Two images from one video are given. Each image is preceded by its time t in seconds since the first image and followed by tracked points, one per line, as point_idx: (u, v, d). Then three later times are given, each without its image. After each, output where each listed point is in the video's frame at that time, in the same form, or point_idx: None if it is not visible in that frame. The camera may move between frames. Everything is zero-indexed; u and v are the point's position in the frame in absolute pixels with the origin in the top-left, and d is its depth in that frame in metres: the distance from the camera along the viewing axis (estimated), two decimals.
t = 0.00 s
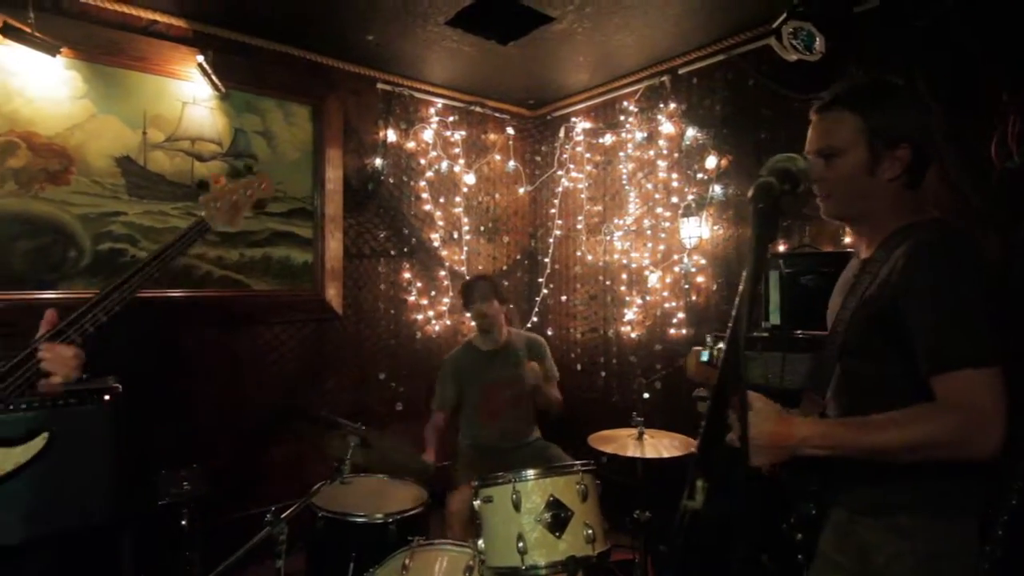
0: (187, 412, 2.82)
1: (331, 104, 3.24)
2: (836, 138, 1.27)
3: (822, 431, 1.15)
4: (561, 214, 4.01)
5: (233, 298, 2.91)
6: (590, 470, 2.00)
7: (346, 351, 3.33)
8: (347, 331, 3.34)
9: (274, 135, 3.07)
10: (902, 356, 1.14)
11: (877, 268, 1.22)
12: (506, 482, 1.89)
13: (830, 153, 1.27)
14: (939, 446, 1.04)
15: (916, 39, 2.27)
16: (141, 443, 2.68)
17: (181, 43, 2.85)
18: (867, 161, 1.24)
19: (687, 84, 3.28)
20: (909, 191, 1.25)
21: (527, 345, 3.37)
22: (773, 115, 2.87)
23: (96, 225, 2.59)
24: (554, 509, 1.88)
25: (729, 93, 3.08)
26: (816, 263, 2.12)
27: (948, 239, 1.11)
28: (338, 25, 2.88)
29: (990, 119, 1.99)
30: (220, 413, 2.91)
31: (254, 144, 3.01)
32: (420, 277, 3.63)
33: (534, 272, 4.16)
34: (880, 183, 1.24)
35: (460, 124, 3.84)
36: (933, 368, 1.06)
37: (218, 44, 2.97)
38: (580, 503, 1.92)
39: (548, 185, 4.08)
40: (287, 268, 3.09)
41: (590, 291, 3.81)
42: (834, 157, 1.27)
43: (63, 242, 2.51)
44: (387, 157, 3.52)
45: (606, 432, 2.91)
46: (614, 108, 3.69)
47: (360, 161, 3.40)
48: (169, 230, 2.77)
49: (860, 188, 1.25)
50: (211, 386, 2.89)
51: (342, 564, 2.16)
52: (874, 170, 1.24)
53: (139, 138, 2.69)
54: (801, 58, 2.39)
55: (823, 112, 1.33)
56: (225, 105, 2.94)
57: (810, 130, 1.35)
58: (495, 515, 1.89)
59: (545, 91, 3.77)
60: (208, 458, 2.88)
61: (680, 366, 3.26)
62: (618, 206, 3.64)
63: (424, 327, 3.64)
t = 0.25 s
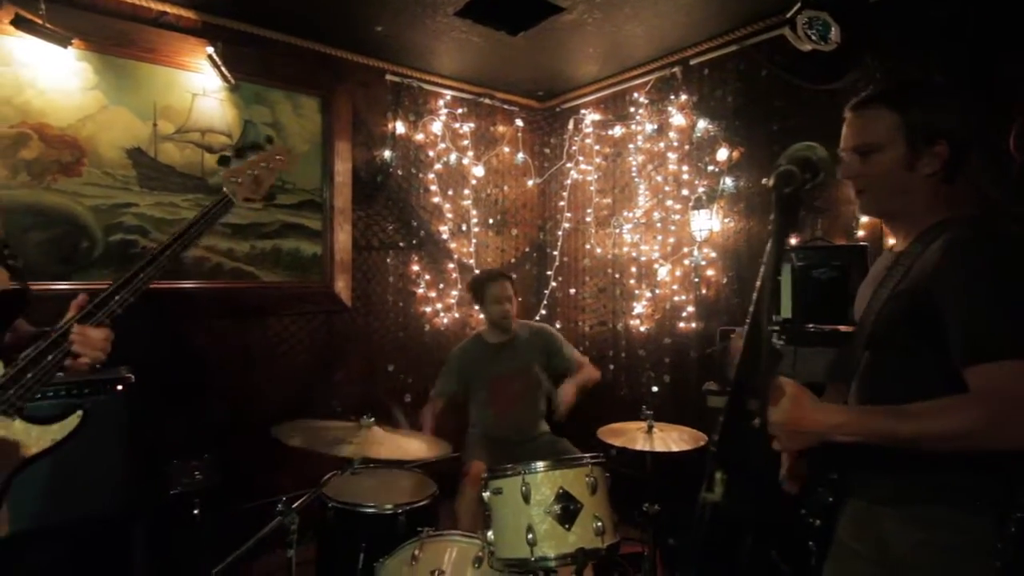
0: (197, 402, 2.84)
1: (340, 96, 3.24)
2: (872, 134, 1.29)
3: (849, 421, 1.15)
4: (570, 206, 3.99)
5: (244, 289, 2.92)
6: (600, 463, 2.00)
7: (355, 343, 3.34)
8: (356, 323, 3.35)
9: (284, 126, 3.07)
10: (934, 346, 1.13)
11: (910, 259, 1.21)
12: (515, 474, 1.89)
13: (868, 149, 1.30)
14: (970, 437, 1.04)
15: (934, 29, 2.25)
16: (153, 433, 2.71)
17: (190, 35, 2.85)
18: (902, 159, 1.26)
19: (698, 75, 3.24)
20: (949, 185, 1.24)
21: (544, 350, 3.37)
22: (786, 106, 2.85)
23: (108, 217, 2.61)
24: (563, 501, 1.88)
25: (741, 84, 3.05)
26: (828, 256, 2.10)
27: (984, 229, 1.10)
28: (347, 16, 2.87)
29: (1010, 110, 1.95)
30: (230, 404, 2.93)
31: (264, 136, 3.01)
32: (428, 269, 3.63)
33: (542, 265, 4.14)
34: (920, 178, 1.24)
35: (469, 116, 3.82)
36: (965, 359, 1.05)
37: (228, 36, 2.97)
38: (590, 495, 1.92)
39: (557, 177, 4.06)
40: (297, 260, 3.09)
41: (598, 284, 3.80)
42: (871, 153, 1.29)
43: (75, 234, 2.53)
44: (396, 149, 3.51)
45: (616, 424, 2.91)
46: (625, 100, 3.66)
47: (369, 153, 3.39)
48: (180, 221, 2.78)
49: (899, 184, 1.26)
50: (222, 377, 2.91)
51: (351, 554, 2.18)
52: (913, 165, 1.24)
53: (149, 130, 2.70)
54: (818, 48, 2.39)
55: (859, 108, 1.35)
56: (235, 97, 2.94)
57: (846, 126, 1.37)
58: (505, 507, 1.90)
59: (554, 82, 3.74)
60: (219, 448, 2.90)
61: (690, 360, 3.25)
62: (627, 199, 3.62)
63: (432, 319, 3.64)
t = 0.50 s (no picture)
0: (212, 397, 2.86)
1: (352, 93, 3.25)
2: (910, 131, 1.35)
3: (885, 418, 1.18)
4: (581, 203, 3.97)
5: (257, 285, 2.95)
6: (613, 459, 1.99)
7: (367, 339, 3.35)
8: (368, 319, 3.36)
9: (297, 123, 3.09)
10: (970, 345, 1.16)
11: (942, 254, 1.44)
12: (528, 470, 1.89)
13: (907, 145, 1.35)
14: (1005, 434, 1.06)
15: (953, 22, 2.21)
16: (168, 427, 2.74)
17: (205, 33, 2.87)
18: (940, 161, 1.53)
19: (712, 70, 3.21)
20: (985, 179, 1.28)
21: (555, 357, 3.37)
22: (801, 101, 2.83)
23: (124, 213, 2.63)
24: (576, 498, 1.87)
25: (756, 78, 3.02)
26: (844, 252, 2.07)
27: None
28: (359, 13, 2.87)
29: None
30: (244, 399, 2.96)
31: (277, 133, 3.03)
32: (439, 266, 3.63)
33: (553, 262, 4.13)
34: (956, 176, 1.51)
35: (480, 112, 3.82)
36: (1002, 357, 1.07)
37: (242, 34, 2.99)
38: (603, 492, 1.92)
39: (568, 173, 4.04)
40: (309, 256, 3.11)
41: (610, 281, 3.78)
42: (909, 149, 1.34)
43: (92, 230, 2.56)
44: (408, 146, 3.52)
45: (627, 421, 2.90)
46: (636, 95, 3.63)
47: (381, 150, 3.40)
48: (194, 218, 2.80)
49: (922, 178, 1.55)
50: (236, 372, 2.93)
51: (362, 548, 2.18)
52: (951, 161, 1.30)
53: (164, 127, 2.72)
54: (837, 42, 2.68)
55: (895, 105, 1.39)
56: (249, 94, 2.96)
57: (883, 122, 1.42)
58: (517, 502, 1.90)
59: (565, 78, 3.73)
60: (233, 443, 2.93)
61: (702, 357, 3.23)
62: (639, 195, 3.60)
63: (443, 316, 3.64)
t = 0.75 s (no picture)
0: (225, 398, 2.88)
1: (363, 94, 3.26)
2: (922, 163, 1.29)
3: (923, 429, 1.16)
4: (592, 203, 3.96)
5: (271, 286, 2.97)
6: (626, 462, 1.98)
7: (378, 340, 3.36)
8: (379, 320, 3.37)
9: (309, 125, 3.10)
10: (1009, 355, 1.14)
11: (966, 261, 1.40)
12: (541, 472, 1.89)
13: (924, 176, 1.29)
14: None
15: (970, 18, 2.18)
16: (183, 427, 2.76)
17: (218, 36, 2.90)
18: (964, 174, 1.25)
19: (724, 69, 3.19)
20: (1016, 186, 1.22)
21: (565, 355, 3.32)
22: (815, 99, 2.82)
23: (139, 215, 2.66)
24: (589, 500, 1.87)
25: (769, 77, 3.00)
26: (861, 253, 2.04)
27: None
28: (370, 14, 2.88)
29: None
30: (257, 399, 2.98)
31: (289, 135, 3.05)
32: (450, 267, 3.64)
33: (564, 263, 4.12)
34: (991, 192, 1.22)
35: (491, 113, 3.82)
36: None
37: (254, 36, 3.01)
38: (616, 495, 1.91)
39: (579, 174, 4.03)
40: (322, 257, 3.13)
41: (621, 282, 3.77)
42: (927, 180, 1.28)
43: (108, 232, 2.58)
44: (419, 147, 3.53)
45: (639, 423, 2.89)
46: (648, 95, 3.62)
47: (392, 151, 3.41)
48: (208, 219, 2.82)
49: (950, 199, 1.26)
50: (249, 373, 2.95)
51: (376, 549, 2.19)
52: (976, 178, 1.23)
53: (179, 130, 2.75)
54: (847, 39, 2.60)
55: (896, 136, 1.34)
56: (261, 97, 2.98)
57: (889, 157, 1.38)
58: (530, 505, 1.89)
59: (576, 78, 3.72)
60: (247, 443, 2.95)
61: (715, 358, 3.21)
62: (650, 196, 3.58)
63: (454, 317, 3.65)
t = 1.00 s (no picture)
0: (237, 392, 2.90)
1: (375, 91, 3.27)
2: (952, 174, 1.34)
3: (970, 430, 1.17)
4: (603, 200, 3.94)
5: (283, 282, 2.99)
6: (637, 460, 1.98)
7: (389, 336, 3.38)
8: (389, 317, 3.39)
9: (321, 122, 3.11)
10: None
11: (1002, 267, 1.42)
12: (551, 469, 1.89)
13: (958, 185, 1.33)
14: None
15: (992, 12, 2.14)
16: (195, 421, 2.78)
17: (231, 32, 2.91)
18: (996, 179, 1.28)
19: (738, 65, 3.16)
20: None
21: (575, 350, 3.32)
22: (830, 95, 2.79)
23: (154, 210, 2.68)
24: (600, 498, 1.86)
25: (784, 73, 2.97)
26: (876, 252, 2.02)
27: None
28: (383, 11, 2.89)
29: None
30: (268, 394, 2.99)
31: (302, 131, 3.06)
32: (460, 264, 3.64)
33: (574, 260, 4.11)
34: (1023, 197, 1.27)
35: (502, 109, 3.81)
36: None
37: (268, 33, 3.02)
38: (627, 493, 1.90)
39: (590, 171, 4.01)
40: (332, 254, 3.14)
41: (631, 279, 3.75)
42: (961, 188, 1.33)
43: (123, 227, 2.61)
44: (430, 143, 3.53)
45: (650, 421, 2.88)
46: (660, 91, 3.59)
47: (403, 148, 3.42)
48: (221, 215, 2.84)
49: (984, 206, 1.30)
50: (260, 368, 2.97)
51: (386, 544, 2.20)
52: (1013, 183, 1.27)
53: (193, 126, 2.77)
54: (863, 35, 2.58)
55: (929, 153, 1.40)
56: (274, 93, 3.00)
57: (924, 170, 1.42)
58: (540, 502, 1.89)
59: (587, 74, 3.70)
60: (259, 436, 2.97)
61: (726, 357, 3.19)
62: (662, 193, 3.56)
63: (464, 313, 3.65)
